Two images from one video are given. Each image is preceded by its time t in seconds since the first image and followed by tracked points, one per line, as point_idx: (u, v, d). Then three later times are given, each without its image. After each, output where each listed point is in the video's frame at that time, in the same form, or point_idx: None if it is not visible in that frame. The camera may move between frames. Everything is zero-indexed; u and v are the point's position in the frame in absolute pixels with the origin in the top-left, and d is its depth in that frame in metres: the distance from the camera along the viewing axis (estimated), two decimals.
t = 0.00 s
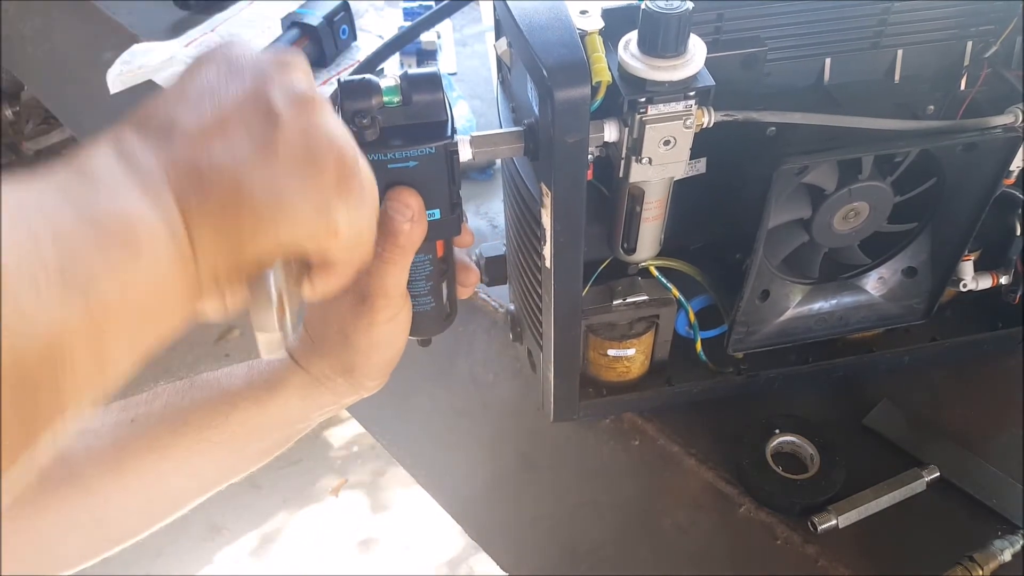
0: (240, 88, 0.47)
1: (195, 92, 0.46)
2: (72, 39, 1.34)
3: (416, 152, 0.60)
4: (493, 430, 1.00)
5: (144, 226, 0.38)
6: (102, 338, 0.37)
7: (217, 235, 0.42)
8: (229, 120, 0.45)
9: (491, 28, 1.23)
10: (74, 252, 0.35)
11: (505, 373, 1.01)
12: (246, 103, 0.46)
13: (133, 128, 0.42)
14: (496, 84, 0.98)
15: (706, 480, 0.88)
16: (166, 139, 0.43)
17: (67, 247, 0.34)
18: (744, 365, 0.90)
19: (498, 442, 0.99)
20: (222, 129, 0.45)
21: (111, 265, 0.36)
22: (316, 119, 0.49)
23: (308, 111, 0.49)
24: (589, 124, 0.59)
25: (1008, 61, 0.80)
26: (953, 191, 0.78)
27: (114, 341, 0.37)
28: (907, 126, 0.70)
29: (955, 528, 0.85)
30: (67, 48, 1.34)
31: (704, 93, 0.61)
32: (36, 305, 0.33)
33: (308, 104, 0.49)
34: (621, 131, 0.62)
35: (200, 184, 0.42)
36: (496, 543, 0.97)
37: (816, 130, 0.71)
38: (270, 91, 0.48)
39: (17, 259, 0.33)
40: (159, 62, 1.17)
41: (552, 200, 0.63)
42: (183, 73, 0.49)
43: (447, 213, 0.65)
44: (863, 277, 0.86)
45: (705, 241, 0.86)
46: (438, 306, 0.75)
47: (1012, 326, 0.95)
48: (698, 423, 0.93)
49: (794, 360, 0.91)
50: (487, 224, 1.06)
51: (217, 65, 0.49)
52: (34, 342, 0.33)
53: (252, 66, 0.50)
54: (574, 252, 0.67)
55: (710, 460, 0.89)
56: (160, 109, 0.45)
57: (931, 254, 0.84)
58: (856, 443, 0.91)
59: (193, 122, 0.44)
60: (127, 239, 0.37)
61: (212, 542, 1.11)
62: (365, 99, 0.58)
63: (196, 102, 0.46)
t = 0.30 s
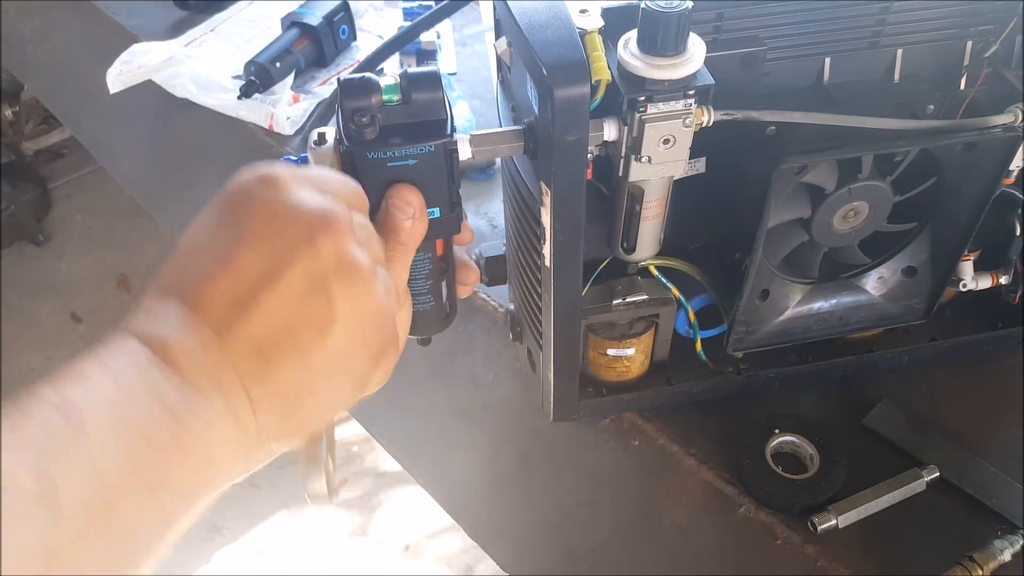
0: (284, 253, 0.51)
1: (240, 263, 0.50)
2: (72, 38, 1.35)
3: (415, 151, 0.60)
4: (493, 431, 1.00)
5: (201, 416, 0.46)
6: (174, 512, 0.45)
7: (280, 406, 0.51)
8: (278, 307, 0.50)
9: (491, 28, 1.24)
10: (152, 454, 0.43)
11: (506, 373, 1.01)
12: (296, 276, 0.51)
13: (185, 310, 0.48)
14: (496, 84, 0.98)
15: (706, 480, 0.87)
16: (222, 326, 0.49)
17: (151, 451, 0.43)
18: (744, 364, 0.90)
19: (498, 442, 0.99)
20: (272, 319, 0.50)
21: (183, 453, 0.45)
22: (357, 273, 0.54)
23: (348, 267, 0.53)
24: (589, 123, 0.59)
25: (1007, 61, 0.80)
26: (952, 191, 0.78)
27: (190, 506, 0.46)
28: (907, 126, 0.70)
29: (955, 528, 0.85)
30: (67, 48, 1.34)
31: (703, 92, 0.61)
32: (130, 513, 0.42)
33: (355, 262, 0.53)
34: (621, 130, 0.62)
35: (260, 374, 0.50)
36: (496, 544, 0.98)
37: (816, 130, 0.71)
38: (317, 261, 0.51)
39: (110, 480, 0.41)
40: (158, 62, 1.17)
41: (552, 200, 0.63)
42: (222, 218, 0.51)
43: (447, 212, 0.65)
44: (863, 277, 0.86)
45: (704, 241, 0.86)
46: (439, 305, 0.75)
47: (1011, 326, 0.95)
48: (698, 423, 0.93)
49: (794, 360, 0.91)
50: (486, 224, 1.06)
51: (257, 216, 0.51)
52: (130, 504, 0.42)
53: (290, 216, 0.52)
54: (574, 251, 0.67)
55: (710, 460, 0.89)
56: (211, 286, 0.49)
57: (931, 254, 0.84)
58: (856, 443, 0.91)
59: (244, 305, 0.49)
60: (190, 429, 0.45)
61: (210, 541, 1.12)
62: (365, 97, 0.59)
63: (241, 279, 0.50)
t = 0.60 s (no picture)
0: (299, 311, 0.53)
1: (261, 323, 0.52)
2: (71, 37, 1.34)
3: (415, 150, 0.60)
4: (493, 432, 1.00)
5: (235, 464, 0.50)
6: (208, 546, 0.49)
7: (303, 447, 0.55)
8: (298, 360, 0.54)
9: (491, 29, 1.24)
10: (191, 500, 0.47)
11: (506, 373, 1.00)
12: (312, 331, 0.54)
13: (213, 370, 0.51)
14: (495, 84, 0.98)
15: (706, 480, 0.88)
16: (246, 381, 0.52)
17: (191, 501, 0.47)
18: (744, 364, 0.90)
19: (499, 442, 0.99)
20: (293, 372, 0.53)
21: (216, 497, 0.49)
22: (372, 324, 0.57)
23: (362, 318, 0.56)
24: (589, 122, 0.59)
25: (1006, 62, 0.80)
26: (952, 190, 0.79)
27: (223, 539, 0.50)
28: (907, 125, 0.70)
29: (954, 528, 0.85)
30: (66, 47, 1.34)
31: (703, 91, 0.61)
32: (167, 555, 0.46)
33: (369, 314, 0.56)
34: (621, 130, 0.62)
35: (284, 424, 0.53)
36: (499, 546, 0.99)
37: (816, 130, 0.71)
38: (333, 317, 0.54)
39: (153, 529, 0.45)
40: (158, 62, 1.17)
41: (552, 199, 0.63)
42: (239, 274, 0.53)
43: (447, 212, 0.65)
44: (863, 277, 0.86)
45: (704, 241, 0.86)
46: (440, 306, 0.75)
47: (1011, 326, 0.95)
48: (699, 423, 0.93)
49: (794, 359, 0.91)
50: (485, 224, 1.06)
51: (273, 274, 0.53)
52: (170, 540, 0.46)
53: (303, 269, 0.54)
54: (574, 251, 0.67)
55: (710, 460, 0.89)
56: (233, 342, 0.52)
57: (931, 254, 0.84)
58: (855, 443, 0.91)
59: (266, 362, 0.52)
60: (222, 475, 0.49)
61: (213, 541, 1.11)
62: (365, 97, 0.59)
63: (263, 339, 0.53)
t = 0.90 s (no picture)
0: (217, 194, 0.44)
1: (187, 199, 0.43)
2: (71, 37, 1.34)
3: (416, 151, 0.60)
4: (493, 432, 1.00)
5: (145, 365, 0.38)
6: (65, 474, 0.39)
7: (217, 357, 0.41)
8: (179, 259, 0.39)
9: (491, 29, 1.24)
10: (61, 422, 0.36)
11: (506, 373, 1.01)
12: (219, 212, 0.42)
13: (114, 247, 0.37)
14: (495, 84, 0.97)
15: (706, 480, 0.88)
16: (131, 264, 0.37)
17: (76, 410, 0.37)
18: (745, 365, 0.90)
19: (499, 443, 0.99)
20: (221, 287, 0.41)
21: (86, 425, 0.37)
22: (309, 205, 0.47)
23: (283, 203, 0.45)
24: (589, 123, 0.59)
25: (1006, 61, 0.80)
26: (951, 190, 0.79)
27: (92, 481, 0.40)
28: (908, 126, 0.70)
29: (954, 528, 0.85)
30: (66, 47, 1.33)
31: (703, 91, 0.61)
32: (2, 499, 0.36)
33: (297, 199, 0.47)
34: (621, 131, 0.62)
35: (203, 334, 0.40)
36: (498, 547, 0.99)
37: (816, 130, 0.71)
38: (243, 207, 0.43)
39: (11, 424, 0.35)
40: (158, 62, 1.17)
41: (552, 200, 0.63)
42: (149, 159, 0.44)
43: (447, 213, 0.65)
44: (863, 277, 0.86)
45: (705, 241, 0.86)
46: (440, 307, 0.75)
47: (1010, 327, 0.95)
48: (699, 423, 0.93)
49: (793, 359, 0.91)
50: (485, 225, 1.06)
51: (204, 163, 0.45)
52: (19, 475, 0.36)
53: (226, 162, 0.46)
54: (574, 252, 0.67)
55: (710, 460, 0.89)
56: (119, 220, 0.39)
57: (931, 255, 0.84)
58: (855, 444, 0.91)
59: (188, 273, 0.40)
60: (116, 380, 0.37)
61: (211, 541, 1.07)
62: (365, 99, 0.59)
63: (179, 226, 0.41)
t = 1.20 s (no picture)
0: None
1: None
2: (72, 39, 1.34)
3: (416, 152, 0.60)
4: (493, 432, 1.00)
5: None
6: None
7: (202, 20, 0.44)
8: None
9: (491, 29, 1.24)
10: None
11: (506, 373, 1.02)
12: None
13: None
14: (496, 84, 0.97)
15: (706, 480, 0.89)
16: None
17: None
18: (745, 365, 0.90)
19: (499, 443, 0.99)
20: None
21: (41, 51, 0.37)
22: None
23: None
24: (590, 123, 0.59)
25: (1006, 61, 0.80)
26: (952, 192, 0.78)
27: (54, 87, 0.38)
28: (908, 126, 0.70)
29: (953, 528, 0.85)
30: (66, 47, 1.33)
31: (703, 92, 0.61)
32: None
33: None
34: (621, 131, 0.62)
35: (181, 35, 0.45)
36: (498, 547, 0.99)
37: (816, 130, 0.71)
38: None
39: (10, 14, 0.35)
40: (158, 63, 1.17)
41: (552, 201, 0.63)
42: None
43: (447, 214, 0.65)
44: (863, 277, 0.86)
45: (705, 241, 0.86)
46: (440, 307, 0.75)
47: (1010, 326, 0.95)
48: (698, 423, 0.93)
49: (794, 359, 0.91)
50: (485, 225, 1.07)
51: None
52: None
53: None
54: (574, 253, 0.67)
55: (709, 460, 0.90)
56: None
57: (931, 256, 0.84)
58: (855, 443, 0.91)
59: None
60: None
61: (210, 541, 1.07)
62: (365, 100, 0.58)
63: None
